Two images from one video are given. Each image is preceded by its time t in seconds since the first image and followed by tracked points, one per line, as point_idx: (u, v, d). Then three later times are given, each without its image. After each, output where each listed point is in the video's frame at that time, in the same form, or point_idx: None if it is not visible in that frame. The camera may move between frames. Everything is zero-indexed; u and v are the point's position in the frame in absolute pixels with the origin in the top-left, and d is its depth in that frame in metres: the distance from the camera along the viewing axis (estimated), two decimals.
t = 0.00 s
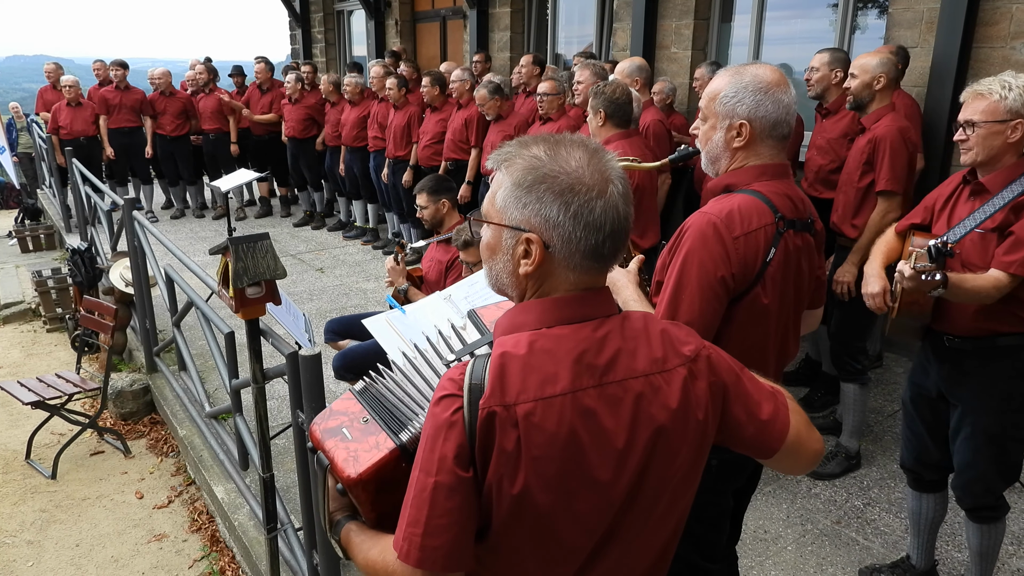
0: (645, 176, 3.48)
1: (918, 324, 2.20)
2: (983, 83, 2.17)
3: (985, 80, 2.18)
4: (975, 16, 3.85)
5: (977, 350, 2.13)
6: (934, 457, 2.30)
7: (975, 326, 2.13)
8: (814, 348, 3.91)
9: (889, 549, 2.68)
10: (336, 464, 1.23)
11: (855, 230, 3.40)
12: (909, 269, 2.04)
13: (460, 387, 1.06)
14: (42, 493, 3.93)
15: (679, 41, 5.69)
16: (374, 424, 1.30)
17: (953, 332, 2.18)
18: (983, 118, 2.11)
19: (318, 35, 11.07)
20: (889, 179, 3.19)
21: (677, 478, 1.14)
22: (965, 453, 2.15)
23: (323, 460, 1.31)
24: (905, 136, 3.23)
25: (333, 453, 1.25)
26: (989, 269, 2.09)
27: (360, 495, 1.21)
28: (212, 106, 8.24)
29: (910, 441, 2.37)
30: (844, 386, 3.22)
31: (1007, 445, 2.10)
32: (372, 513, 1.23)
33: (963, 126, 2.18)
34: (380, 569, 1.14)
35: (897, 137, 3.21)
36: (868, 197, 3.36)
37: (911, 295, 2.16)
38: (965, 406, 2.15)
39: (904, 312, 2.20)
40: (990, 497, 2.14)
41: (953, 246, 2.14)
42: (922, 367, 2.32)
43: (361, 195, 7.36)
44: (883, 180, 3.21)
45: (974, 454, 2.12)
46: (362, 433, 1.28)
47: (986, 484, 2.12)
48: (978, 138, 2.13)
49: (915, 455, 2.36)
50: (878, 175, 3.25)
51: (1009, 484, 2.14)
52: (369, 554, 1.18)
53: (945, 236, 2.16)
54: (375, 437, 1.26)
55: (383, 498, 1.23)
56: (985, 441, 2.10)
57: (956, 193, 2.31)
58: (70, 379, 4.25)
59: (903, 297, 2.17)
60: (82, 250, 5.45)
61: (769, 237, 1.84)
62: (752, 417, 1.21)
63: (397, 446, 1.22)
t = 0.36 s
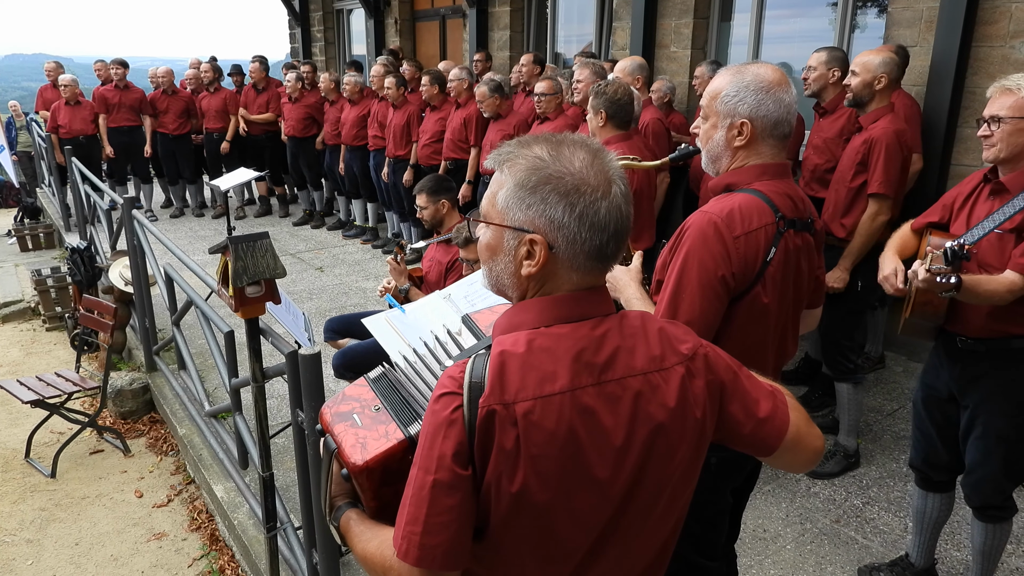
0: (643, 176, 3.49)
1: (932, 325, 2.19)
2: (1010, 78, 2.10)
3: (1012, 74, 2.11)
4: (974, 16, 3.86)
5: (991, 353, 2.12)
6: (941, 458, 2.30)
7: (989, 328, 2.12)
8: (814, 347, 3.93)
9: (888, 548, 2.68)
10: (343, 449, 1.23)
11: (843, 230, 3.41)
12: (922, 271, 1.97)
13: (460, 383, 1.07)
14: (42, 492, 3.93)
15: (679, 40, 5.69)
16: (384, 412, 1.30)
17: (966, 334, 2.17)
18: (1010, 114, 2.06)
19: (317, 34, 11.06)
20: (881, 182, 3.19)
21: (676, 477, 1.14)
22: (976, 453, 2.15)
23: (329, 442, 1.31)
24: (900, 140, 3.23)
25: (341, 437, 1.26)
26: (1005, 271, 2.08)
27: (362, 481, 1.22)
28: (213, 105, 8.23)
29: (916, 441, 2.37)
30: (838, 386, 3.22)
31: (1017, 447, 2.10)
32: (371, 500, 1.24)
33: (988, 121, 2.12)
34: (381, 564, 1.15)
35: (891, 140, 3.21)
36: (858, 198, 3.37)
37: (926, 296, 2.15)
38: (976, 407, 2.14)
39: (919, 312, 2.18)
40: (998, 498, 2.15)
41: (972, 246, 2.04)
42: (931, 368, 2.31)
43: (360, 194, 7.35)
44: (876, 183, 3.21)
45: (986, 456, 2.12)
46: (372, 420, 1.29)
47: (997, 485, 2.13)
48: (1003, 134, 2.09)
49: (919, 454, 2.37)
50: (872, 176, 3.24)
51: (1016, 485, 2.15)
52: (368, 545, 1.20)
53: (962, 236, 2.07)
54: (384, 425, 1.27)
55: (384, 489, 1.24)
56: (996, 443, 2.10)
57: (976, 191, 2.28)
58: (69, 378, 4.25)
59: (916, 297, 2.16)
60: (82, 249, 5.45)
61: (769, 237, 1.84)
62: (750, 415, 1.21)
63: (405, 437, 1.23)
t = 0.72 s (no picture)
0: (640, 174, 3.50)
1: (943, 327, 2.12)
2: None
3: None
4: (974, 15, 3.86)
5: (1001, 354, 2.09)
6: (946, 459, 2.29)
7: (1000, 330, 2.08)
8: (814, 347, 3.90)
9: (887, 547, 2.68)
10: (351, 431, 1.24)
11: (842, 226, 3.39)
12: (931, 270, 1.98)
13: (456, 383, 1.06)
14: (40, 490, 3.93)
15: (679, 40, 5.69)
16: (396, 398, 1.31)
17: (977, 336, 2.13)
18: None
19: (317, 32, 11.05)
20: (881, 177, 3.20)
21: (671, 478, 1.14)
22: (982, 455, 2.14)
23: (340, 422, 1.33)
24: (900, 136, 3.24)
25: (350, 418, 1.27)
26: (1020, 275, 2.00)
27: (365, 464, 1.22)
28: (213, 104, 8.22)
29: (921, 443, 2.36)
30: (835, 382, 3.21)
31: None
32: (374, 484, 1.24)
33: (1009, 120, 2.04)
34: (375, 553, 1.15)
35: (891, 135, 3.21)
36: (857, 193, 3.36)
37: (937, 297, 2.09)
38: (984, 410, 2.13)
39: (930, 312, 2.13)
40: (1003, 499, 2.14)
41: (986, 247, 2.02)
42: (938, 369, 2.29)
43: (360, 193, 7.35)
44: (875, 178, 3.22)
45: (993, 458, 2.11)
46: (383, 404, 1.30)
47: (1003, 485, 2.12)
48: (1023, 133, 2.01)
49: (923, 455, 2.36)
50: (870, 173, 3.26)
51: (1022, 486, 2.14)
52: (361, 533, 1.20)
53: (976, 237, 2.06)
54: (394, 411, 1.27)
55: (388, 475, 1.24)
56: (1003, 445, 2.09)
57: (994, 191, 2.19)
58: (69, 376, 4.25)
59: (927, 297, 2.11)
60: (82, 247, 5.44)
61: (772, 236, 1.84)
62: (748, 418, 1.21)
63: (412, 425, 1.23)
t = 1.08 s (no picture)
0: (639, 173, 3.50)
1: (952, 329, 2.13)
2: None
3: None
4: (974, 14, 3.86)
5: (1008, 357, 2.08)
6: (949, 460, 2.29)
7: (1007, 332, 2.07)
8: (812, 347, 3.88)
9: (887, 547, 2.69)
10: (370, 406, 1.28)
11: (853, 227, 3.38)
12: (940, 275, 1.98)
13: (454, 383, 1.06)
14: (41, 490, 3.93)
15: (678, 39, 5.70)
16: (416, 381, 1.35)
17: (985, 337, 2.12)
18: None
19: (317, 32, 11.05)
20: (888, 176, 3.21)
21: (671, 481, 1.14)
22: (987, 456, 2.14)
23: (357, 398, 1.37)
24: (904, 134, 3.24)
25: (370, 395, 1.31)
26: None
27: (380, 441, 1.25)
28: (214, 103, 8.23)
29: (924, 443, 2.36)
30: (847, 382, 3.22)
31: None
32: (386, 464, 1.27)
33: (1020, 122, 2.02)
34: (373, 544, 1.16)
35: (896, 134, 3.21)
36: (866, 194, 3.35)
37: (947, 300, 2.09)
38: (990, 412, 2.12)
39: (939, 314, 2.13)
40: (1007, 500, 2.14)
41: (995, 253, 2.02)
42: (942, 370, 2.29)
43: (360, 193, 7.35)
44: (882, 177, 3.22)
45: (997, 459, 2.11)
46: (401, 385, 1.33)
47: (1007, 486, 2.12)
48: None
49: (927, 455, 2.37)
50: (876, 173, 3.26)
51: None
52: (366, 517, 1.22)
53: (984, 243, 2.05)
54: (412, 393, 1.31)
55: (397, 459, 1.27)
56: (1008, 447, 2.08)
57: (1005, 191, 2.15)
58: (69, 376, 4.25)
59: (936, 301, 2.12)
60: (82, 246, 5.44)
61: (772, 234, 1.84)
62: (749, 421, 1.21)
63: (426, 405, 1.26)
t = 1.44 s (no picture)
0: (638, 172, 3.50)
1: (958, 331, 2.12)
2: None
3: None
4: (974, 14, 3.86)
5: (1015, 361, 2.07)
6: (950, 463, 2.29)
7: (1014, 335, 2.06)
8: (809, 345, 3.91)
9: (887, 546, 2.69)
10: (395, 390, 1.29)
11: (870, 230, 3.35)
12: (949, 270, 1.97)
13: (468, 384, 1.06)
14: (41, 488, 3.93)
15: (678, 39, 5.70)
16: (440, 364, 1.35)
17: (991, 341, 2.11)
18: None
19: (317, 31, 11.05)
20: (898, 174, 3.21)
21: (682, 482, 1.15)
22: (991, 459, 2.13)
23: (381, 381, 1.38)
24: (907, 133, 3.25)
25: (395, 378, 1.33)
26: None
27: (403, 424, 1.25)
28: (214, 102, 8.23)
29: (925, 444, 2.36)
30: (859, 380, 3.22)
31: None
32: (408, 444, 1.27)
33: None
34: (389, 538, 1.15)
35: (899, 132, 3.22)
36: (879, 195, 3.35)
37: (954, 302, 2.08)
38: (995, 415, 2.11)
39: (945, 316, 2.12)
40: (1010, 503, 2.14)
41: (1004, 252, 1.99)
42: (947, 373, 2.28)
43: (361, 192, 7.36)
44: (892, 176, 3.23)
45: (1002, 462, 2.11)
46: (425, 368, 1.34)
47: (1010, 489, 2.12)
48: None
49: (927, 456, 2.36)
50: (885, 173, 3.27)
51: None
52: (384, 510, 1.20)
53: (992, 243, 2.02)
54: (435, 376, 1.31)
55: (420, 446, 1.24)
56: (1012, 451, 2.08)
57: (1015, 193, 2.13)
58: (70, 375, 4.25)
59: (943, 302, 2.10)
60: (82, 246, 5.44)
61: (774, 234, 1.85)
62: (757, 422, 1.22)
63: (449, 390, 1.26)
